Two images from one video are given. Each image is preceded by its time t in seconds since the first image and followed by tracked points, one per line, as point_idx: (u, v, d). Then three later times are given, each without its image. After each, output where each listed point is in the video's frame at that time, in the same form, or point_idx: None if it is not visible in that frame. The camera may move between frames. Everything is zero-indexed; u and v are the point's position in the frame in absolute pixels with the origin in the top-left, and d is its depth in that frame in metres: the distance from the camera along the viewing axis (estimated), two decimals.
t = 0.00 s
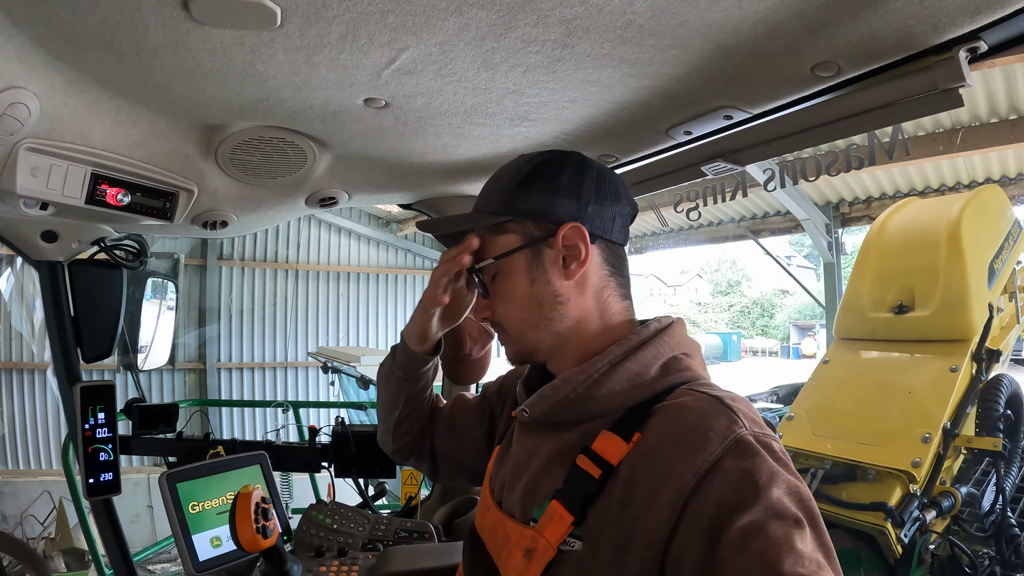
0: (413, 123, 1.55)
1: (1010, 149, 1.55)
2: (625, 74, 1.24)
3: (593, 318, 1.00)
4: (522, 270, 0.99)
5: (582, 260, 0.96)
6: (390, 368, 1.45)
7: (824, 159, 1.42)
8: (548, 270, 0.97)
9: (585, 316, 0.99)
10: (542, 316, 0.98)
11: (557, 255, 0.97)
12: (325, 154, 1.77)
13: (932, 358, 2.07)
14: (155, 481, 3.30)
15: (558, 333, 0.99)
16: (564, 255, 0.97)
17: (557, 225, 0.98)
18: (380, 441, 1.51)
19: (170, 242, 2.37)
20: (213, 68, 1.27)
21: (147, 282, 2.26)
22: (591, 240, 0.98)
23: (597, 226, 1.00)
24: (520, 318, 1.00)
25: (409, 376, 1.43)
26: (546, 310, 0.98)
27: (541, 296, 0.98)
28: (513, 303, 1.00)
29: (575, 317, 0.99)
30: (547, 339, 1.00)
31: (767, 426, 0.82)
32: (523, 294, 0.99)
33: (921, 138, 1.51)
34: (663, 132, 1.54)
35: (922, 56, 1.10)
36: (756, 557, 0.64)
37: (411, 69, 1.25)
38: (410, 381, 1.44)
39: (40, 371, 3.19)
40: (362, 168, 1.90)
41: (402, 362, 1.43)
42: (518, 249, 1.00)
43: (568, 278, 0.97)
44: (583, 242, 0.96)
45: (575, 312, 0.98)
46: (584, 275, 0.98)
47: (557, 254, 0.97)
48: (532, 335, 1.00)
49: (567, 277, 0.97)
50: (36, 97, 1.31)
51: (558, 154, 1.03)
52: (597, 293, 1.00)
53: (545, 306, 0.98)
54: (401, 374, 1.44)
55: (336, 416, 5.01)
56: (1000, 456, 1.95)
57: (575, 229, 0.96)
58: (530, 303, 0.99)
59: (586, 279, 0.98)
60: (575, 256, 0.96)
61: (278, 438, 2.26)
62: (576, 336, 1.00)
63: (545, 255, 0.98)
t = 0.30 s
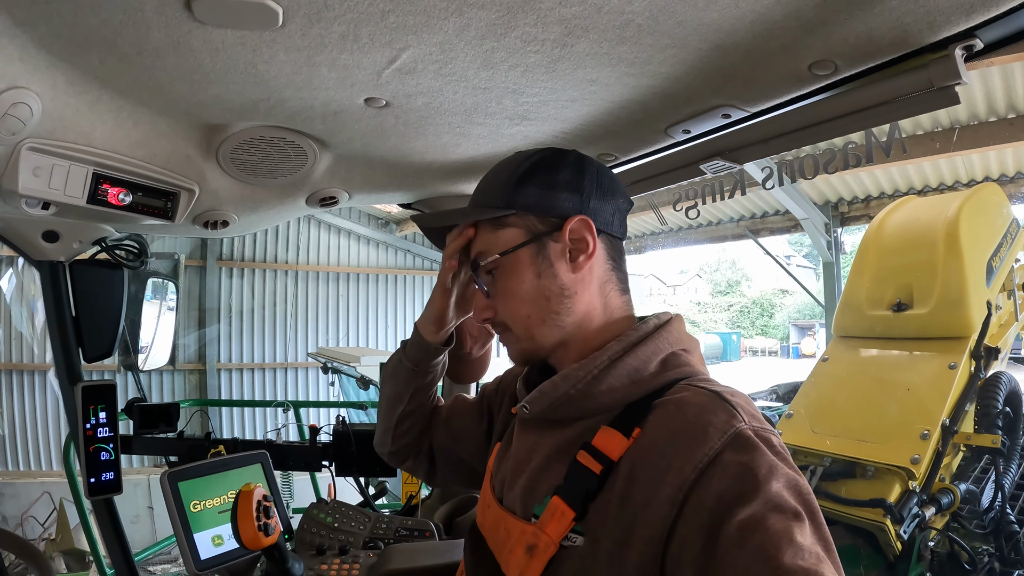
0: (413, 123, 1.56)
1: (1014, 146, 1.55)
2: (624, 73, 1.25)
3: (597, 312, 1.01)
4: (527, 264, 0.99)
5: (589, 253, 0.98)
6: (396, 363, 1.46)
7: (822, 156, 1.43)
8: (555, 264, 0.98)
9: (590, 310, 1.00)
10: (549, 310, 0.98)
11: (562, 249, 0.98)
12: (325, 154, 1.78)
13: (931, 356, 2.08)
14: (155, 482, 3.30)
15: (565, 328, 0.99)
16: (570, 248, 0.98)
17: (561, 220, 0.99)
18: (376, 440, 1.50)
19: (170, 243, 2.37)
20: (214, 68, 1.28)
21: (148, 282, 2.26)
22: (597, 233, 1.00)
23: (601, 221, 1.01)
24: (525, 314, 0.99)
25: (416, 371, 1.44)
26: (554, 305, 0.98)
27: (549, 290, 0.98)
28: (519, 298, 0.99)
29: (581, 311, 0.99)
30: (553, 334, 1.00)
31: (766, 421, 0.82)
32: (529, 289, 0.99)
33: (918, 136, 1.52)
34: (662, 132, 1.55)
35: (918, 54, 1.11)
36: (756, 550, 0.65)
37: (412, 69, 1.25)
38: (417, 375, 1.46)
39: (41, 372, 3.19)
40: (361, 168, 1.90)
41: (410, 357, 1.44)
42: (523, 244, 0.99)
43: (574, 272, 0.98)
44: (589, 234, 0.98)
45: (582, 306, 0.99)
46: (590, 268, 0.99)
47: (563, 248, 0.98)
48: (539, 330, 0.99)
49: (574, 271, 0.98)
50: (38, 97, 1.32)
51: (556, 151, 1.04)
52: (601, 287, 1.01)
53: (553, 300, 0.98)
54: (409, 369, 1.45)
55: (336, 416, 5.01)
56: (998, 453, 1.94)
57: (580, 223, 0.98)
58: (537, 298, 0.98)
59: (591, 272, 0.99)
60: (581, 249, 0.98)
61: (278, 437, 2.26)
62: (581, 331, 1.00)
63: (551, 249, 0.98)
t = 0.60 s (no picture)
0: (411, 125, 1.56)
1: (1016, 146, 1.54)
2: (621, 75, 1.25)
3: (597, 323, 1.01)
4: (533, 270, 0.98)
5: (597, 265, 0.97)
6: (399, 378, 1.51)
7: (819, 158, 1.43)
8: (561, 272, 0.98)
9: (589, 320, 1.01)
10: (550, 318, 0.98)
11: (570, 258, 0.98)
12: (324, 156, 1.78)
13: (930, 357, 2.08)
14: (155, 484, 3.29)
15: (564, 336, 0.99)
16: (578, 258, 0.98)
17: (571, 228, 0.98)
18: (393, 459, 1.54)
19: (169, 245, 2.37)
20: (211, 71, 1.28)
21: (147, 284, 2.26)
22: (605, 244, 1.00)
23: (610, 230, 1.02)
24: (525, 319, 0.99)
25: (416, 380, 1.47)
26: (555, 313, 0.98)
27: (552, 299, 0.98)
28: (520, 304, 0.99)
29: (581, 321, 1.00)
30: (551, 341, 1.00)
31: (764, 425, 0.82)
32: (532, 296, 0.98)
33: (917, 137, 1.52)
34: (659, 133, 1.55)
35: (917, 55, 1.11)
36: (753, 555, 0.64)
37: (409, 72, 1.25)
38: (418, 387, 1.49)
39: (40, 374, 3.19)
40: (360, 170, 1.90)
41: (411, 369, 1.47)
42: (531, 249, 0.98)
43: (579, 281, 0.98)
44: (599, 246, 0.97)
45: (583, 316, 1.00)
46: (594, 280, 0.99)
47: (570, 258, 0.97)
48: (536, 338, 0.99)
49: (579, 281, 0.98)
50: (35, 100, 1.32)
51: (573, 151, 1.03)
52: (603, 298, 1.01)
53: (554, 309, 0.98)
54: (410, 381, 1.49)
55: (336, 417, 5.01)
56: (998, 454, 1.94)
57: (591, 234, 0.97)
58: (538, 305, 0.98)
59: (595, 283, 1.00)
60: (588, 261, 0.98)
61: (278, 439, 2.26)
62: (579, 339, 1.01)
63: (559, 258, 0.98)
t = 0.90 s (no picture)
0: (412, 125, 1.56)
1: (1011, 146, 1.55)
2: (622, 74, 1.25)
3: (592, 323, 1.01)
4: (525, 272, 0.98)
5: (588, 264, 0.98)
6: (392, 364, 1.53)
7: (821, 156, 1.43)
8: (553, 273, 0.98)
9: (584, 320, 1.00)
10: (544, 320, 0.98)
11: (562, 259, 0.98)
12: (324, 156, 1.78)
13: (931, 355, 2.08)
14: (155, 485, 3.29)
15: (558, 338, 0.99)
16: (569, 258, 0.98)
17: (563, 228, 0.99)
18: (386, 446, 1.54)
19: (169, 245, 2.37)
20: (212, 71, 1.28)
21: (147, 285, 2.26)
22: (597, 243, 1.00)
23: (604, 229, 1.02)
24: (519, 322, 0.99)
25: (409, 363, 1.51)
26: (548, 315, 0.98)
27: (546, 300, 0.98)
28: (513, 307, 0.99)
29: (575, 322, 0.99)
30: (546, 345, 0.99)
31: (766, 422, 0.82)
32: (525, 297, 0.98)
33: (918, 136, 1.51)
34: (660, 132, 1.55)
35: (918, 53, 1.11)
36: (755, 552, 0.64)
37: (410, 71, 1.25)
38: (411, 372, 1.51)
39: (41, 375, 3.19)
40: (360, 170, 1.90)
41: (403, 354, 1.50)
42: (522, 251, 0.99)
43: (571, 281, 0.98)
44: (590, 245, 0.98)
45: (578, 317, 0.99)
46: (587, 280, 0.99)
47: (562, 258, 0.98)
48: (531, 341, 0.99)
49: (570, 282, 0.98)
50: (36, 100, 1.32)
51: (563, 151, 1.03)
52: (597, 298, 1.01)
53: (548, 310, 0.98)
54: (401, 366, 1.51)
55: (337, 417, 5.01)
56: (999, 452, 1.94)
57: (583, 234, 0.98)
58: (531, 307, 0.98)
59: (588, 283, 0.99)
60: (580, 261, 0.98)
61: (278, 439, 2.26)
62: (574, 340, 1.01)
63: (550, 259, 0.98)
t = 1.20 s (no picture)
0: (413, 124, 1.56)
1: (1000, 147, 1.56)
2: (621, 73, 1.25)
3: (598, 320, 1.01)
4: (531, 270, 0.99)
5: (595, 262, 0.98)
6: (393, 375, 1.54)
7: (819, 155, 1.42)
8: (560, 271, 0.98)
9: (590, 317, 1.01)
10: (550, 317, 0.98)
11: (568, 257, 0.98)
12: (325, 155, 1.78)
13: (931, 353, 2.08)
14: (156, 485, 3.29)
15: (564, 334, 1.00)
16: (576, 256, 0.98)
17: (570, 228, 0.99)
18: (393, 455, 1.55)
19: (169, 245, 2.37)
20: (213, 71, 1.28)
21: (148, 285, 2.27)
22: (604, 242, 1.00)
23: (610, 230, 1.02)
24: (525, 319, 1.00)
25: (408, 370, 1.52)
26: (554, 311, 0.99)
27: (551, 297, 0.98)
28: (519, 304, 1.00)
29: (581, 318, 1.00)
30: (551, 341, 1.00)
31: (766, 418, 0.83)
32: (532, 295, 0.99)
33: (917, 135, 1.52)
34: (660, 131, 1.55)
35: (915, 52, 1.11)
36: (756, 546, 0.65)
37: (411, 70, 1.26)
38: (411, 382, 1.52)
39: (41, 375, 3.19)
40: (361, 169, 1.91)
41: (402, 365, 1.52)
42: (529, 250, 0.99)
43: (576, 278, 0.99)
44: (597, 244, 0.98)
45: (584, 314, 1.00)
46: (593, 278, 1.00)
47: (568, 257, 0.98)
48: (537, 337, 1.00)
49: (576, 279, 0.99)
50: (37, 100, 1.32)
51: (569, 152, 1.03)
52: (603, 295, 1.01)
53: (553, 307, 0.98)
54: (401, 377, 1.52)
55: (337, 417, 5.01)
56: (999, 450, 1.94)
57: (590, 232, 0.97)
58: (537, 304, 0.99)
59: (594, 281, 1.00)
60: (587, 259, 0.98)
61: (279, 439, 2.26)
62: (579, 337, 1.01)
63: (557, 257, 0.98)
